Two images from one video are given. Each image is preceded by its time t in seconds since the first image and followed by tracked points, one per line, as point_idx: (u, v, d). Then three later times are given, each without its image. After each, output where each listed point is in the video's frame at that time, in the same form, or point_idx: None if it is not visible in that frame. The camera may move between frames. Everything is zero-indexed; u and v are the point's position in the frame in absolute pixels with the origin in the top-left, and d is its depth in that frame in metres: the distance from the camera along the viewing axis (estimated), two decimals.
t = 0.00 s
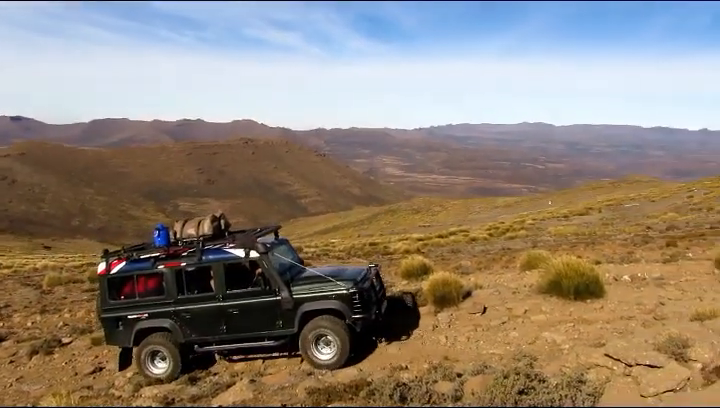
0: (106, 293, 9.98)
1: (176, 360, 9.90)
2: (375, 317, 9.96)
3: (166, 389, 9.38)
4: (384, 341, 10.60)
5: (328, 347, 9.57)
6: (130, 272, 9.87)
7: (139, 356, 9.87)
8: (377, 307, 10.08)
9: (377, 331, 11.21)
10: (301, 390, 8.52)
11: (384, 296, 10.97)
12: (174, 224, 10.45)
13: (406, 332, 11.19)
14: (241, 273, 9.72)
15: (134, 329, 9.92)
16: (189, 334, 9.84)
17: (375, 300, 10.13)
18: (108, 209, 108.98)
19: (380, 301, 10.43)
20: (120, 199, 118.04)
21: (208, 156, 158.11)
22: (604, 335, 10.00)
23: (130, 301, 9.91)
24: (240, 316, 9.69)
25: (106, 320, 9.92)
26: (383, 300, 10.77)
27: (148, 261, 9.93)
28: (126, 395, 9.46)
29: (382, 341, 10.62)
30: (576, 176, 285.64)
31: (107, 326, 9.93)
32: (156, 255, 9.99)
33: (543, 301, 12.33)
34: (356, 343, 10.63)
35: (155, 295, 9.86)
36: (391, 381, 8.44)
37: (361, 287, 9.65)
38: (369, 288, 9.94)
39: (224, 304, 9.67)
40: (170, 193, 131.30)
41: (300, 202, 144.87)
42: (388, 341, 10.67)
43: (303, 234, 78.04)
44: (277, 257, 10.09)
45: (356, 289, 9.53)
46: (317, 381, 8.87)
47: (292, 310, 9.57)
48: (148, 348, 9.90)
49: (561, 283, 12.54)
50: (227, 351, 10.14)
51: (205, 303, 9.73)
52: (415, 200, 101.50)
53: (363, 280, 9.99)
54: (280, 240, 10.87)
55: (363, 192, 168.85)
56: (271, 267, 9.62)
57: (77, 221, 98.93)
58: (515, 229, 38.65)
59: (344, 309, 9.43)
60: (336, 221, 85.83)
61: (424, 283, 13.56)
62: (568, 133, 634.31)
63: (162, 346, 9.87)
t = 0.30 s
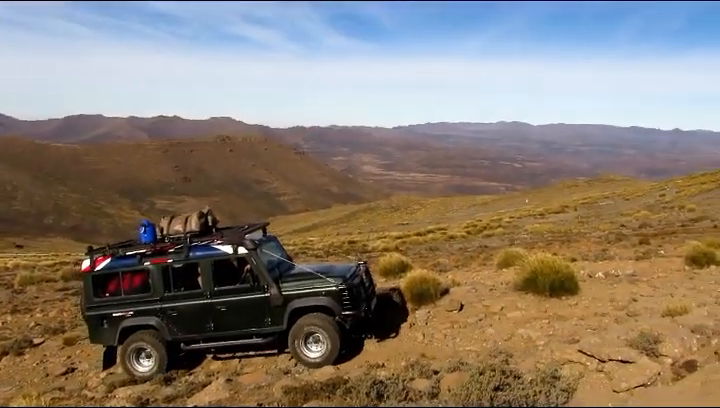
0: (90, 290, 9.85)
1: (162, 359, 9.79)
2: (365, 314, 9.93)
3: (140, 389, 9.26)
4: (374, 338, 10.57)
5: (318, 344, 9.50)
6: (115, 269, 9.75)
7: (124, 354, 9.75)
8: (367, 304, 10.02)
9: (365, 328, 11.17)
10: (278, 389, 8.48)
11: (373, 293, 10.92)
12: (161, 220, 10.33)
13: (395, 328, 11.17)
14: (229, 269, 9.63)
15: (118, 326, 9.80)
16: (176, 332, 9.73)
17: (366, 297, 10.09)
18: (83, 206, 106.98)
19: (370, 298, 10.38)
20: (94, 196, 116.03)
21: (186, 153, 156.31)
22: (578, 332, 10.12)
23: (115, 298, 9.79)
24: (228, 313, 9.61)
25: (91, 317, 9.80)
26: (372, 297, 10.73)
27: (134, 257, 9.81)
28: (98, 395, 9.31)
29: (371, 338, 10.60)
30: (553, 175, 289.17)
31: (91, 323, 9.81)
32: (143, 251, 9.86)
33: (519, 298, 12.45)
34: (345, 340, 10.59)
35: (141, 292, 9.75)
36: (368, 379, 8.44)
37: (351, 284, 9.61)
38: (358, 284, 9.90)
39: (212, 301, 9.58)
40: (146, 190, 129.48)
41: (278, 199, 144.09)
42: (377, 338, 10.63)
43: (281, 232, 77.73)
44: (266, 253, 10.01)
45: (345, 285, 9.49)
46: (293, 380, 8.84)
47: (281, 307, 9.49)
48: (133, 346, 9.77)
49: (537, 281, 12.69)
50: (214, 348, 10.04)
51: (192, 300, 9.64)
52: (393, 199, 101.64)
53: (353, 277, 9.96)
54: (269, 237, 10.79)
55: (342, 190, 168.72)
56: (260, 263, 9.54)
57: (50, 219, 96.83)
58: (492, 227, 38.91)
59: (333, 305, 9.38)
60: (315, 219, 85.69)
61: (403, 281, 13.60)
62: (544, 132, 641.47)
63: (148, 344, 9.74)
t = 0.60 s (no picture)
0: (76, 287, 9.67)
1: (150, 355, 9.68)
2: (355, 310, 9.92)
3: (115, 388, 9.14)
4: (364, 335, 10.58)
5: (309, 341, 9.49)
6: (102, 264, 9.60)
7: (111, 351, 9.61)
8: (358, 300, 10.02)
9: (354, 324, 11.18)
10: (255, 387, 8.45)
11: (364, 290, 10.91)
12: (147, 216, 10.09)
13: (384, 324, 11.21)
14: (219, 265, 9.56)
15: (105, 323, 9.65)
16: (164, 329, 9.63)
17: (356, 294, 10.09)
18: (57, 202, 104.84)
19: (360, 294, 10.38)
20: (69, 193, 113.78)
21: (163, 149, 154.31)
22: (554, 327, 10.27)
23: (102, 294, 9.64)
24: (217, 310, 9.55)
25: (76, 314, 9.62)
26: (363, 293, 10.74)
27: (122, 253, 9.66)
28: (72, 396, 9.14)
29: (361, 335, 10.62)
30: (530, 173, 292.43)
31: (77, 320, 9.65)
32: (130, 247, 9.74)
33: (496, 295, 12.61)
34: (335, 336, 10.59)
35: (128, 289, 9.62)
36: (346, 376, 8.46)
37: (342, 281, 9.61)
38: (349, 280, 9.89)
39: (202, 298, 9.50)
40: (122, 187, 127.49)
41: (257, 197, 143.17)
42: (367, 335, 10.65)
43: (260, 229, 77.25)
44: (256, 249, 9.95)
45: (337, 281, 9.49)
46: (271, 378, 8.80)
47: (272, 303, 9.46)
48: (121, 343, 9.64)
49: (513, 277, 12.84)
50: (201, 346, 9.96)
51: (181, 297, 9.54)
52: (372, 196, 101.75)
53: (344, 273, 9.95)
54: (258, 233, 10.76)
55: (321, 188, 168.38)
56: (251, 260, 9.49)
57: (23, 216, 94.27)
58: (470, 225, 39.18)
59: (325, 302, 9.37)
60: (294, 216, 85.37)
61: (382, 278, 13.64)
62: (521, 131, 648.29)
63: (136, 341, 9.61)
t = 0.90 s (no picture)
0: (63, 285, 9.51)
1: (139, 355, 9.55)
2: (349, 309, 9.90)
3: (89, 390, 8.99)
4: (357, 334, 10.56)
5: (302, 340, 9.44)
6: (90, 262, 9.46)
7: (99, 351, 9.46)
8: (350, 299, 10.00)
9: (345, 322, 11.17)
10: (232, 387, 8.40)
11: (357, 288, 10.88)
12: (138, 212, 9.97)
13: (376, 323, 11.19)
14: (211, 263, 9.47)
15: (93, 322, 9.52)
16: (154, 328, 9.51)
17: (349, 292, 10.06)
18: (29, 200, 102.37)
19: (353, 293, 10.35)
20: (42, 191, 111.26)
21: (139, 147, 152.13)
22: (529, 325, 10.40)
23: (89, 293, 9.51)
24: (208, 309, 9.46)
25: (63, 314, 9.47)
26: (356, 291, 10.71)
27: (110, 251, 9.51)
28: (44, 398, 8.95)
29: (354, 334, 10.59)
30: (508, 172, 295.36)
31: (63, 320, 9.50)
32: (119, 244, 9.54)
33: (473, 293, 12.70)
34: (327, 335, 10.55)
35: (117, 287, 9.50)
36: (324, 375, 8.43)
37: (335, 279, 9.59)
38: (342, 279, 9.87)
39: (192, 296, 9.41)
40: (98, 185, 125.20)
41: (235, 195, 141.93)
42: (360, 333, 10.63)
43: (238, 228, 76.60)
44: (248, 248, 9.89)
45: (330, 280, 9.46)
46: (248, 378, 8.75)
47: (264, 301, 9.40)
48: (109, 342, 9.50)
49: (490, 276, 12.94)
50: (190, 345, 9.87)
51: (171, 295, 9.44)
52: (351, 195, 101.98)
53: (337, 271, 9.92)
54: (249, 231, 10.67)
55: (300, 187, 167.72)
56: (243, 258, 9.42)
57: None
58: (448, 224, 39.37)
59: (318, 300, 9.33)
60: (273, 215, 84.86)
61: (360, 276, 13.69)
62: (499, 130, 654.00)
63: (125, 340, 9.49)
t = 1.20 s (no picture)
0: (50, 284, 9.33)
1: (129, 354, 9.38)
2: (342, 307, 9.91)
3: (65, 393, 8.84)
4: (350, 333, 10.55)
5: (295, 339, 9.42)
6: (80, 260, 9.30)
7: (88, 350, 9.30)
8: (344, 298, 9.99)
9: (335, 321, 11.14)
10: (212, 389, 8.32)
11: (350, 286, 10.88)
12: (128, 210, 9.87)
13: (368, 322, 11.23)
14: (203, 260, 9.41)
15: (81, 322, 9.34)
16: (144, 327, 9.40)
17: (343, 291, 10.06)
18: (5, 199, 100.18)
19: (347, 291, 10.33)
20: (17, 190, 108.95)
21: (119, 146, 150.08)
22: (509, 324, 10.47)
23: (77, 292, 9.32)
24: (200, 307, 9.38)
25: (50, 313, 9.28)
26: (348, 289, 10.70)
27: (100, 249, 9.36)
28: (19, 401, 8.80)
29: (348, 333, 10.57)
30: (489, 173, 298.03)
31: (50, 318, 9.31)
32: (109, 242, 9.39)
33: (454, 292, 12.79)
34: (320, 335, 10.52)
35: (107, 285, 9.35)
36: (303, 376, 8.40)
37: (329, 277, 9.59)
38: (336, 277, 9.86)
39: (185, 295, 9.33)
40: (75, 184, 123.09)
41: (216, 195, 140.78)
42: (353, 333, 10.62)
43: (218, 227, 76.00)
44: (240, 246, 9.82)
45: (324, 278, 9.46)
46: (227, 379, 8.69)
47: (257, 300, 9.37)
48: (99, 341, 9.32)
49: (470, 275, 13.04)
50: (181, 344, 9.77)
51: (162, 294, 9.35)
52: (333, 194, 101.85)
53: (330, 270, 9.92)
54: (240, 229, 10.61)
55: (282, 186, 167.11)
56: (236, 256, 9.37)
57: None
58: (430, 224, 39.52)
59: (312, 299, 9.31)
60: (255, 215, 84.45)
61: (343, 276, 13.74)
62: (480, 131, 659.15)
63: (114, 340, 9.31)
